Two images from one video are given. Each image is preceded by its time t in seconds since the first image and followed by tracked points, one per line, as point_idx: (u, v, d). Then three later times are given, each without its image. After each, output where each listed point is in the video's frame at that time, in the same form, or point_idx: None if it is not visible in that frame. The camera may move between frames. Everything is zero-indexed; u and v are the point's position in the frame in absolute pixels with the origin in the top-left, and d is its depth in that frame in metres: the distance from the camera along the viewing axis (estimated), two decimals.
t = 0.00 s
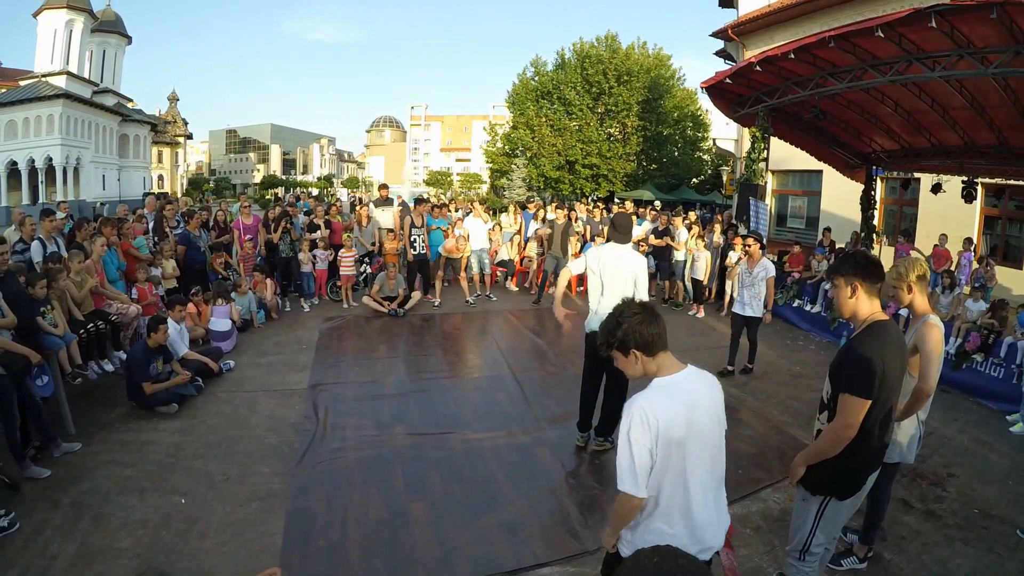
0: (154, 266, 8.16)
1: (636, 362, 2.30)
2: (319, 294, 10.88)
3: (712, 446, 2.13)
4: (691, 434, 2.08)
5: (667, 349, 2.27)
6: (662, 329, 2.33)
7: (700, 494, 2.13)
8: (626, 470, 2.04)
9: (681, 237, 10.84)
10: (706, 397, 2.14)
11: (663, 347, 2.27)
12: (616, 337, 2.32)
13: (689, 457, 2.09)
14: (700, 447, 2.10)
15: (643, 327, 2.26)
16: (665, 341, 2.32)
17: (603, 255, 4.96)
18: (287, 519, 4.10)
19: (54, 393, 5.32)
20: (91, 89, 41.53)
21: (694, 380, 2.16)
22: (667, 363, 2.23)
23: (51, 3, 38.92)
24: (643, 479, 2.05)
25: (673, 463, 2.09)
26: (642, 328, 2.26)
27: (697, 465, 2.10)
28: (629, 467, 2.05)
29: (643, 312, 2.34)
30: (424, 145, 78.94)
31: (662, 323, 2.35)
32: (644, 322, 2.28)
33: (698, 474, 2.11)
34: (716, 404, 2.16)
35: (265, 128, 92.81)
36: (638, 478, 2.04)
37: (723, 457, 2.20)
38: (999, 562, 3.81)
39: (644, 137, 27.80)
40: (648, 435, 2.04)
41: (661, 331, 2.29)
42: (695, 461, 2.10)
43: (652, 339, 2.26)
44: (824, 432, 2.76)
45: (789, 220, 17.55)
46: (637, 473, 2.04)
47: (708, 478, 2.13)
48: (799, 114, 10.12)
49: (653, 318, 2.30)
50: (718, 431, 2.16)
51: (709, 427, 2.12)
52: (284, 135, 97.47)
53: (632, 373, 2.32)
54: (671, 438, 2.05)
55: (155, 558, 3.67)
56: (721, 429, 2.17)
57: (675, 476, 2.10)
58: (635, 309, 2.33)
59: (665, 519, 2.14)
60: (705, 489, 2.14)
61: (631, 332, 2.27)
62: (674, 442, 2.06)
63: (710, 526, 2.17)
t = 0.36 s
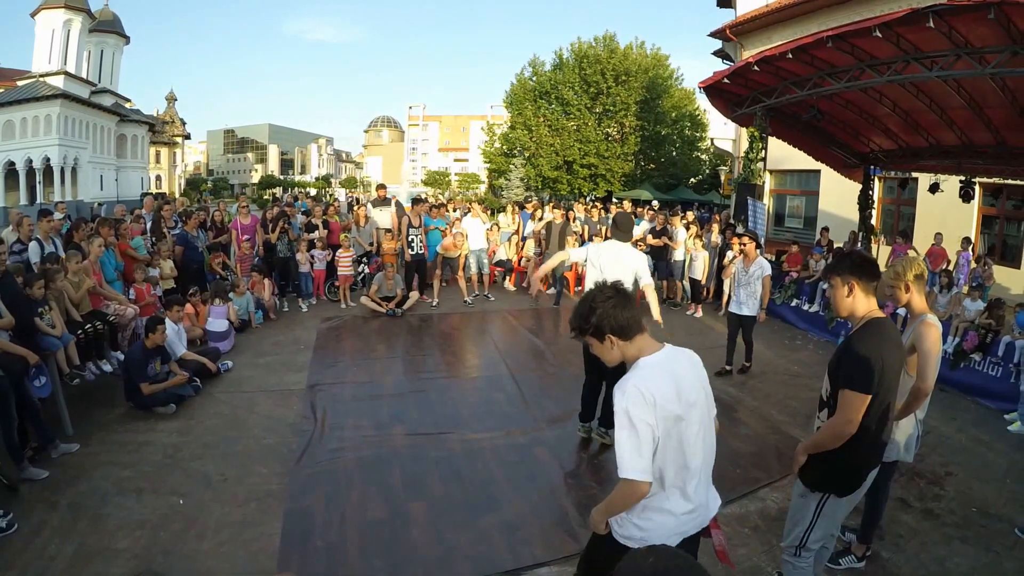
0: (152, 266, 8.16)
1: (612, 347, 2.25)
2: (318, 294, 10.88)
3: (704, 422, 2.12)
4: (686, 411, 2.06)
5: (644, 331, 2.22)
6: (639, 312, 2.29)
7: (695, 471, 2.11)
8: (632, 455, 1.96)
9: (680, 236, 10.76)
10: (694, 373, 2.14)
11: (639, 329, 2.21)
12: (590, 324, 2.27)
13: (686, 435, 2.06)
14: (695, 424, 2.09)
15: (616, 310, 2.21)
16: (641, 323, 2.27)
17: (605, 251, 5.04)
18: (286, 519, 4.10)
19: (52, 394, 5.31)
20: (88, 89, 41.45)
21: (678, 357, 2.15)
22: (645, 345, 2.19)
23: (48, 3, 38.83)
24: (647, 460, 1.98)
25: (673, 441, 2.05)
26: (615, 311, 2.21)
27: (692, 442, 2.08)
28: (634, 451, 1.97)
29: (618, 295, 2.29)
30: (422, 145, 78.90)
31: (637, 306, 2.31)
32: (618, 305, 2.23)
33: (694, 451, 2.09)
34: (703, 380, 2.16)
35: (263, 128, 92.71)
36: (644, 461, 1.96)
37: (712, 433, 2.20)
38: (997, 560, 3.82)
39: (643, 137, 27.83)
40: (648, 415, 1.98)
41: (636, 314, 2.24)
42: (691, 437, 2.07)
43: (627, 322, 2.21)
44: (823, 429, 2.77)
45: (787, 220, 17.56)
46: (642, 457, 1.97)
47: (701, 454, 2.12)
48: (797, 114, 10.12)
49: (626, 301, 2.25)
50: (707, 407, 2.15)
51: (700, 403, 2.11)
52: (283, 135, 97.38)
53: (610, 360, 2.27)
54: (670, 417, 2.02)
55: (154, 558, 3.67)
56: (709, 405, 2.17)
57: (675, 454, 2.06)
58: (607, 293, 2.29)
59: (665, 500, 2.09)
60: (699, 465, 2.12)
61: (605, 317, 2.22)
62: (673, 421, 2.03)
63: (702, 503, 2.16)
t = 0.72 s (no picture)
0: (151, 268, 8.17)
1: (587, 352, 2.23)
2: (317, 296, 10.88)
3: (690, 420, 2.13)
4: (675, 410, 2.06)
5: (619, 333, 2.21)
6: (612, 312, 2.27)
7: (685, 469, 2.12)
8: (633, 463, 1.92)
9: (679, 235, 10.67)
10: (676, 372, 2.15)
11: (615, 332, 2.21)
12: (564, 328, 2.23)
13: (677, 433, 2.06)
14: (684, 423, 2.09)
15: (590, 314, 2.18)
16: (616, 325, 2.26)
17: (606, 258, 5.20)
18: (285, 520, 4.10)
19: (51, 396, 5.31)
20: (87, 91, 41.44)
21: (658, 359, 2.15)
22: (622, 348, 2.18)
23: (47, 5, 38.84)
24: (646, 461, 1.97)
25: (666, 440, 2.04)
26: (590, 316, 2.18)
27: (682, 441, 2.09)
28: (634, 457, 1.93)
29: (592, 298, 2.27)
30: (421, 146, 78.91)
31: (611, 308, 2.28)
32: (593, 307, 2.21)
33: (684, 448, 2.10)
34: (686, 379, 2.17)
35: (262, 129, 92.66)
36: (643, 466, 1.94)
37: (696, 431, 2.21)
38: (997, 559, 3.82)
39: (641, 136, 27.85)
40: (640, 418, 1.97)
41: (611, 317, 2.21)
42: (682, 436, 2.08)
43: (603, 326, 2.19)
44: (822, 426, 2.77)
45: (786, 219, 17.57)
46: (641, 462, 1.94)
47: (691, 452, 2.13)
48: (795, 113, 10.13)
49: (601, 304, 2.22)
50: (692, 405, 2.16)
51: (685, 400, 2.12)
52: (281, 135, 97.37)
53: (586, 364, 2.25)
54: (661, 417, 2.01)
55: (154, 560, 3.66)
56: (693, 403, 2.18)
57: (669, 453, 2.06)
58: (583, 298, 2.24)
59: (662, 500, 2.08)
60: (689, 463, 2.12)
61: (580, 322, 2.19)
62: (665, 421, 2.02)
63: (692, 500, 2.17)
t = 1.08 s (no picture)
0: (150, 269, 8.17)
1: (563, 379, 2.14)
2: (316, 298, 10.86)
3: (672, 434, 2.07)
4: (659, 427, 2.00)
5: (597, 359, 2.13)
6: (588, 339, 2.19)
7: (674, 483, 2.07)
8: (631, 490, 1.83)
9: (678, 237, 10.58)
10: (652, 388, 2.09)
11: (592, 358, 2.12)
12: (540, 356, 2.15)
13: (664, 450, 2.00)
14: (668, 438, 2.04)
15: (565, 342, 2.09)
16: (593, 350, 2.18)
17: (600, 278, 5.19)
18: (285, 522, 4.10)
19: (51, 397, 5.31)
20: (87, 92, 41.45)
21: (634, 379, 2.08)
22: (599, 375, 2.09)
23: (46, 6, 38.86)
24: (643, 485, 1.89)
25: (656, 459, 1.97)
26: (566, 344, 2.10)
27: (669, 457, 2.03)
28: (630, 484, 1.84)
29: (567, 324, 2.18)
30: (421, 147, 78.94)
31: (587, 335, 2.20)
32: (570, 334, 2.12)
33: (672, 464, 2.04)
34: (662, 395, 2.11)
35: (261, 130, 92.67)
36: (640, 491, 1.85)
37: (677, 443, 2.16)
38: (997, 559, 3.82)
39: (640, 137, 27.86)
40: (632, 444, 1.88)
41: (587, 345, 2.13)
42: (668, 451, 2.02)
43: (580, 353, 2.10)
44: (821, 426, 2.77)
45: (785, 220, 17.58)
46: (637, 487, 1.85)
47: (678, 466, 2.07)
48: (794, 114, 10.14)
49: (576, 330, 2.14)
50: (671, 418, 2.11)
51: (665, 416, 2.06)
52: (281, 136, 97.41)
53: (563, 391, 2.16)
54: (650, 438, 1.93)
55: (154, 562, 3.66)
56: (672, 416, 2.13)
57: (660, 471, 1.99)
58: (559, 325, 2.16)
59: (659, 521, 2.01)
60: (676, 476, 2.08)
61: (556, 350, 2.10)
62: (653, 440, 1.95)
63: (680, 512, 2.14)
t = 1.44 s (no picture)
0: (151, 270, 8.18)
1: (526, 397, 2.12)
2: (317, 298, 10.86)
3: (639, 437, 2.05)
4: (629, 434, 1.97)
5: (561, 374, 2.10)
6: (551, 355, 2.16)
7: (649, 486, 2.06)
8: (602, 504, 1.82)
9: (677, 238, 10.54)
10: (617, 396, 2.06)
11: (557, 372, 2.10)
12: (502, 374, 2.11)
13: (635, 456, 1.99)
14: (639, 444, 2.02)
15: (527, 360, 2.06)
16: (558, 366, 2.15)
17: (602, 305, 4.72)
18: (285, 522, 4.10)
19: (52, 398, 5.31)
20: (88, 93, 41.51)
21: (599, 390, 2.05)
22: (562, 390, 2.06)
23: (47, 7, 38.88)
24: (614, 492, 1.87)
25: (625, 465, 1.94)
26: (528, 361, 2.06)
27: (638, 461, 2.00)
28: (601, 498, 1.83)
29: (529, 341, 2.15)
30: (421, 147, 78.97)
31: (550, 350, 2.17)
32: (533, 352, 2.09)
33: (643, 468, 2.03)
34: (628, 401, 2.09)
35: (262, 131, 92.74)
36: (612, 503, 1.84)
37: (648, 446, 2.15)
38: (997, 560, 3.82)
39: (641, 138, 27.87)
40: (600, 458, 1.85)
41: (550, 361, 2.09)
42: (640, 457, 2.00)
43: (544, 369, 2.07)
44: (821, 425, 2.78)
45: (786, 220, 17.58)
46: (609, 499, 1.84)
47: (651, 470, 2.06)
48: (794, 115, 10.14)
49: (538, 347, 2.11)
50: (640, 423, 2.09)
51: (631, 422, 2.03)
52: (282, 137, 97.48)
53: (526, 408, 2.13)
54: (618, 445, 1.91)
55: (154, 562, 3.67)
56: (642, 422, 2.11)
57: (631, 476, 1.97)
58: (521, 344, 2.13)
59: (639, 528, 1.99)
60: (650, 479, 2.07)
61: (517, 368, 2.07)
62: (623, 449, 1.93)
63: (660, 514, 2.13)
